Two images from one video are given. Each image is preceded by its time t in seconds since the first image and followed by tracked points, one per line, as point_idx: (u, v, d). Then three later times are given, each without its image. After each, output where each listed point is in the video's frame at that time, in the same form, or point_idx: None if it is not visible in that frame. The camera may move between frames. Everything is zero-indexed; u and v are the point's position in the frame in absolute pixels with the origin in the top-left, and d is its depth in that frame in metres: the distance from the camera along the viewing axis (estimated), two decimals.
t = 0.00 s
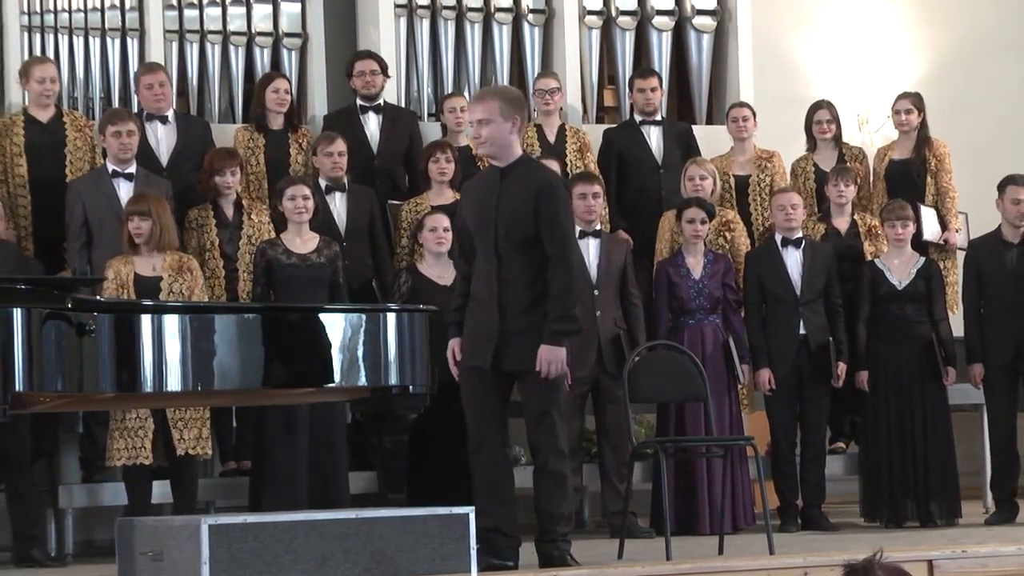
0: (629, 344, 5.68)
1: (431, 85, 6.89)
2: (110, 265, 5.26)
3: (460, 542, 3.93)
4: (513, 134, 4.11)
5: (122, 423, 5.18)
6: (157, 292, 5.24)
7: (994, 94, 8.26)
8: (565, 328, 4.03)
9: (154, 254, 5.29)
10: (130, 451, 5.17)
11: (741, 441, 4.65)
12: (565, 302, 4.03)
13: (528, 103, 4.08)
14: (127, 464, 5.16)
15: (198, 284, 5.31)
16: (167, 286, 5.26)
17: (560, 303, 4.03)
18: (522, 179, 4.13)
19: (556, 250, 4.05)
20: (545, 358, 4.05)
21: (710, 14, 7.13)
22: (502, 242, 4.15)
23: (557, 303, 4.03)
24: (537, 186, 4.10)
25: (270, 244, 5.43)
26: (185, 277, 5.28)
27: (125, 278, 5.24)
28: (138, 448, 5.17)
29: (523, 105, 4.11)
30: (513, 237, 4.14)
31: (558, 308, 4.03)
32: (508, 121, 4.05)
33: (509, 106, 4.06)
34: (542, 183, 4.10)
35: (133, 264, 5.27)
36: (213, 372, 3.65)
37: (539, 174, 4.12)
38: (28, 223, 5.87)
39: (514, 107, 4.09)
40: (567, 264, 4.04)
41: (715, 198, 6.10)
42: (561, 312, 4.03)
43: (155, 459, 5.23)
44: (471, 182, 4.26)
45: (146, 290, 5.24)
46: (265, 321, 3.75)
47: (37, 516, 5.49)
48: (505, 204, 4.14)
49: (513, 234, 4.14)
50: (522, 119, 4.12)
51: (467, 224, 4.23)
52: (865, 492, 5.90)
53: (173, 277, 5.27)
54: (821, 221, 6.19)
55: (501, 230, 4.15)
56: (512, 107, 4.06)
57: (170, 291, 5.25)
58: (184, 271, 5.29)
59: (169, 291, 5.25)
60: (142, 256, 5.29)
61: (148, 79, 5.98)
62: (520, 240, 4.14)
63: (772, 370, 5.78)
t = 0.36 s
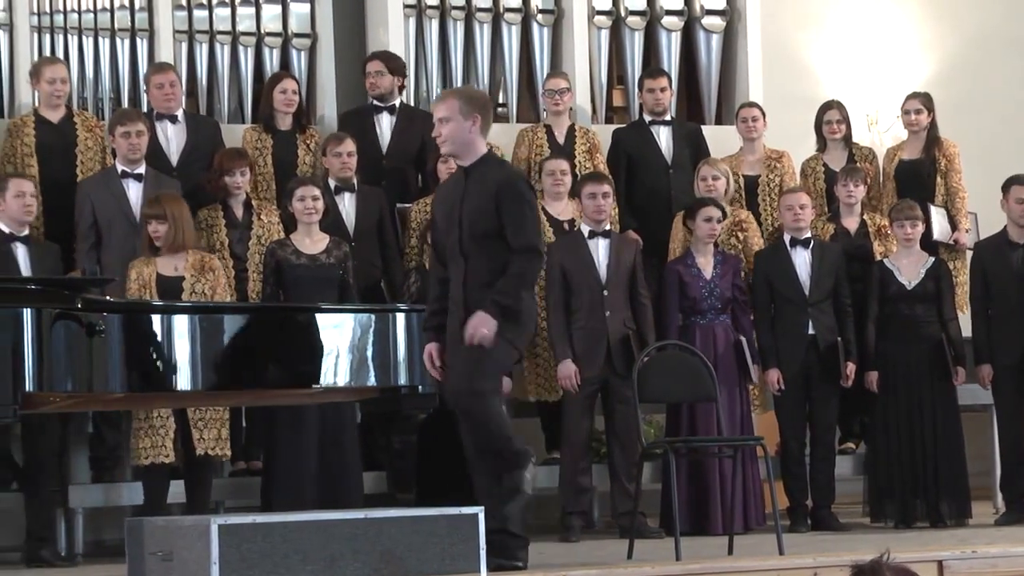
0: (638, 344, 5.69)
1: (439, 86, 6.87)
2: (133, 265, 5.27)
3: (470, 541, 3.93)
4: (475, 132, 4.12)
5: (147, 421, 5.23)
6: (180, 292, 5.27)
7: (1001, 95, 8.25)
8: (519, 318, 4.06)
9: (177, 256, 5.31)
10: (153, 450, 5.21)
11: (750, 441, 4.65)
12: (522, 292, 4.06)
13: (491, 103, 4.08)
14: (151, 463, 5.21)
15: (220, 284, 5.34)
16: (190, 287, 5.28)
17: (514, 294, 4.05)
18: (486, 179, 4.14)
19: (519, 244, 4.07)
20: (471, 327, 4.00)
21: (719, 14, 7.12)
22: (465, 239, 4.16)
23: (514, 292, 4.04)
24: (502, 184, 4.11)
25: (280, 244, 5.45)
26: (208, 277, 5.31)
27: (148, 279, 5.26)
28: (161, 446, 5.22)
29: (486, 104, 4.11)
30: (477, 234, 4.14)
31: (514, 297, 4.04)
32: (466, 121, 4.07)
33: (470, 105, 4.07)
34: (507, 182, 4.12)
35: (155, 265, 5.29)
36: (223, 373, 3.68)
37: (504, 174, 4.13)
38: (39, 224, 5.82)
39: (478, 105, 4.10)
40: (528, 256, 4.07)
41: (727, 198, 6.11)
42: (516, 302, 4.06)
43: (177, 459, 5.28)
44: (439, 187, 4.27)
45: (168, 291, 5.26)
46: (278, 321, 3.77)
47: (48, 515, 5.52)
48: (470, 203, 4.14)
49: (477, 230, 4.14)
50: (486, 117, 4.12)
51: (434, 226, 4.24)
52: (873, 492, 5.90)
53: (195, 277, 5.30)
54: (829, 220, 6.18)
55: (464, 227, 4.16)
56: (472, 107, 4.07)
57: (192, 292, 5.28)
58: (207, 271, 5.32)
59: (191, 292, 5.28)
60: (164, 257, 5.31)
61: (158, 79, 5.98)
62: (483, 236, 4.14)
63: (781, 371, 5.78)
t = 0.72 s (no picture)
0: (653, 344, 5.72)
1: (455, 87, 6.89)
2: (153, 266, 5.37)
3: (486, 541, 3.91)
4: (445, 138, 3.96)
5: (172, 421, 5.50)
6: (201, 293, 5.37)
7: (1013, 96, 8.28)
8: (498, 318, 3.93)
9: (197, 256, 5.40)
10: (179, 449, 5.48)
11: (764, 441, 4.68)
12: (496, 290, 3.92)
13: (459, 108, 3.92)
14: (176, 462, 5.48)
15: (240, 285, 5.43)
16: (211, 288, 5.38)
17: (486, 292, 3.92)
18: (451, 180, 3.97)
19: (487, 243, 3.91)
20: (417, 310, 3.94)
21: (732, 16, 7.14)
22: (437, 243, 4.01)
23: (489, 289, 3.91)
24: (467, 184, 3.93)
25: (296, 245, 5.50)
26: (228, 278, 5.40)
27: (168, 280, 5.36)
28: (187, 446, 5.49)
29: (455, 108, 3.95)
30: (447, 237, 3.98)
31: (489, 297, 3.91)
32: (434, 128, 3.91)
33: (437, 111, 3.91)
34: (473, 183, 3.93)
35: (177, 267, 5.38)
36: (242, 370, 3.97)
37: (471, 174, 3.94)
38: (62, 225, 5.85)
39: (446, 111, 3.94)
40: (498, 252, 3.91)
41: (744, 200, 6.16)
42: (491, 299, 3.94)
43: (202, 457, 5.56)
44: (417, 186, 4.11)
45: (188, 291, 5.36)
46: (294, 320, 4.06)
47: (68, 512, 5.58)
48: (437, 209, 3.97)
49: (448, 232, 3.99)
50: (456, 122, 3.96)
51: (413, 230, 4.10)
52: (887, 491, 5.92)
53: (216, 278, 5.39)
54: (843, 221, 6.21)
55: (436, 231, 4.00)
56: (440, 114, 3.91)
57: (212, 293, 5.37)
58: (227, 272, 5.41)
59: (212, 293, 5.37)
60: (184, 258, 5.40)
61: (175, 81, 6.00)
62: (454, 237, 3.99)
63: (794, 371, 5.81)
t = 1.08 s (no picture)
0: (666, 346, 5.87)
1: (475, 97, 7.05)
2: (175, 272, 5.48)
3: (504, 540, 4.06)
4: (413, 107, 4.00)
5: (198, 423, 5.66)
6: (224, 297, 5.51)
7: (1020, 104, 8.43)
8: (467, 294, 4.03)
9: (216, 261, 5.54)
10: (206, 451, 5.64)
11: (776, 442, 4.84)
12: (463, 268, 4.00)
13: (424, 75, 3.96)
14: (203, 463, 5.64)
15: (258, 288, 5.58)
16: (234, 291, 5.52)
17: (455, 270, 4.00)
18: (414, 152, 4.00)
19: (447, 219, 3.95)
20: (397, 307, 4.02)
21: (744, 28, 7.31)
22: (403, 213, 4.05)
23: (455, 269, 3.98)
24: (425, 158, 3.96)
25: (320, 250, 5.67)
26: (248, 281, 5.55)
27: (192, 285, 5.47)
28: (214, 448, 5.65)
29: (422, 76, 3.99)
30: (413, 209, 4.03)
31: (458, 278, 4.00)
32: (400, 96, 3.97)
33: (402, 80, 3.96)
34: (435, 155, 3.95)
35: (198, 272, 5.51)
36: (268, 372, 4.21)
37: (432, 144, 3.96)
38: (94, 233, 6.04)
39: (412, 79, 3.98)
40: (461, 229, 3.97)
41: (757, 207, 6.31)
42: (461, 274, 4.02)
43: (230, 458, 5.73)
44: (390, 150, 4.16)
45: (214, 296, 5.49)
46: (317, 324, 4.28)
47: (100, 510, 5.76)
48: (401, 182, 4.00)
49: (413, 204, 4.03)
50: (422, 89, 4.00)
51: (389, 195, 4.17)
52: (894, 491, 6.09)
53: (237, 281, 5.54)
54: (852, 228, 6.38)
55: (403, 202, 4.05)
56: (406, 83, 3.96)
57: (235, 296, 5.52)
58: (247, 276, 5.56)
59: (234, 296, 5.51)
60: (205, 262, 5.53)
61: (204, 90, 6.20)
62: (418, 209, 4.03)
63: (804, 373, 5.99)
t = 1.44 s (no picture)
0: (679, 355, 6.10)
1: (494, 115, 7.28)
2: (208, 283, 5.70)
3: (525, 544, 4.21)
4: (420, 85, 4.15)
5: (229, 430, 5.89)
6: (256, 308, 5.74)
7: None
8: (464, 283, 4.12)
9: (248, 273, 5.76)
10: (236, 457, 5.87)
11: (786, 448, 5.07)
12: (459, 255, 4.10)
13: (432, 54, 4.11)
14: (233, 468, 5.87)
15: (287, 300, 5.82)
16: (266, 303, 5.76)
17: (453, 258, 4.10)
18: (416, 133, 4.13)
19: (442, 202, 4.07)
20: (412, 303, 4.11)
21: (755, 48, 7.52)
22: (404, 196, 4.18)
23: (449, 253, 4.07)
24: (425, 138, 4.08)
25: (345, 263, 5.91)
26: (277, 294, 5.80)
27: (225, 296, 5.71)
28: (244, 454, 5.88)
29: (431, 57, 4.15)
30: (412, 191, 4.15)
31: (453, 266, 4.08)
32: (410, 75, 4.12)
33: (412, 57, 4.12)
34: (436, 137, 4.07)
35: (230, 284, 5.73)
36: (296, 382, 4.51)
37: (434, 126, 4.09)
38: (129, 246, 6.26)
39: (422, 58, 4.14)
40: (456, 212, 4.08)
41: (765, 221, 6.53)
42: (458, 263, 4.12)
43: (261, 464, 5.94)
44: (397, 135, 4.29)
45: (245, 306, 5.73)
46: (341, 335, 4.60)
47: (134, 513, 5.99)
48: (402, 163, 4.13)
49: (414, 185, 4.15)
50: (431, 69, 4.15)
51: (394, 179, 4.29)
52: (900, 496, 6.31)
53: (268, 293, 5.78)
54: (859, 241, 6.60)
55: (404, 184, 4.17)
56: (414, 61, 4.12)
57: (267, 307, 5.77)
58: (276, 288, 5.81)
59: (265, 308, 5.76)
60: (237, 274, 5.75)
61: (234, 109, 6.44)
62: (418, 191, 4.15)
63: (812, 381, 6.19)
